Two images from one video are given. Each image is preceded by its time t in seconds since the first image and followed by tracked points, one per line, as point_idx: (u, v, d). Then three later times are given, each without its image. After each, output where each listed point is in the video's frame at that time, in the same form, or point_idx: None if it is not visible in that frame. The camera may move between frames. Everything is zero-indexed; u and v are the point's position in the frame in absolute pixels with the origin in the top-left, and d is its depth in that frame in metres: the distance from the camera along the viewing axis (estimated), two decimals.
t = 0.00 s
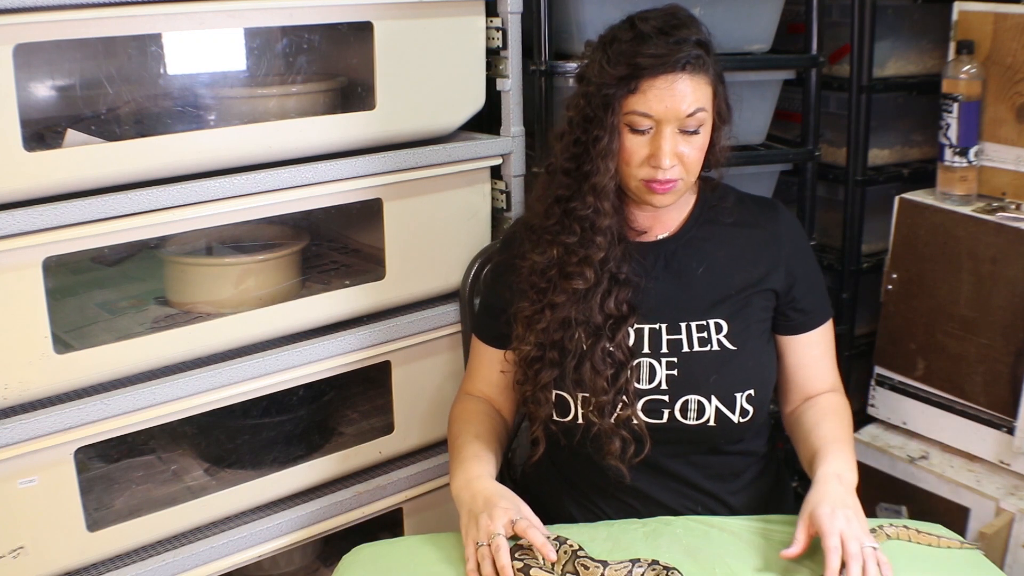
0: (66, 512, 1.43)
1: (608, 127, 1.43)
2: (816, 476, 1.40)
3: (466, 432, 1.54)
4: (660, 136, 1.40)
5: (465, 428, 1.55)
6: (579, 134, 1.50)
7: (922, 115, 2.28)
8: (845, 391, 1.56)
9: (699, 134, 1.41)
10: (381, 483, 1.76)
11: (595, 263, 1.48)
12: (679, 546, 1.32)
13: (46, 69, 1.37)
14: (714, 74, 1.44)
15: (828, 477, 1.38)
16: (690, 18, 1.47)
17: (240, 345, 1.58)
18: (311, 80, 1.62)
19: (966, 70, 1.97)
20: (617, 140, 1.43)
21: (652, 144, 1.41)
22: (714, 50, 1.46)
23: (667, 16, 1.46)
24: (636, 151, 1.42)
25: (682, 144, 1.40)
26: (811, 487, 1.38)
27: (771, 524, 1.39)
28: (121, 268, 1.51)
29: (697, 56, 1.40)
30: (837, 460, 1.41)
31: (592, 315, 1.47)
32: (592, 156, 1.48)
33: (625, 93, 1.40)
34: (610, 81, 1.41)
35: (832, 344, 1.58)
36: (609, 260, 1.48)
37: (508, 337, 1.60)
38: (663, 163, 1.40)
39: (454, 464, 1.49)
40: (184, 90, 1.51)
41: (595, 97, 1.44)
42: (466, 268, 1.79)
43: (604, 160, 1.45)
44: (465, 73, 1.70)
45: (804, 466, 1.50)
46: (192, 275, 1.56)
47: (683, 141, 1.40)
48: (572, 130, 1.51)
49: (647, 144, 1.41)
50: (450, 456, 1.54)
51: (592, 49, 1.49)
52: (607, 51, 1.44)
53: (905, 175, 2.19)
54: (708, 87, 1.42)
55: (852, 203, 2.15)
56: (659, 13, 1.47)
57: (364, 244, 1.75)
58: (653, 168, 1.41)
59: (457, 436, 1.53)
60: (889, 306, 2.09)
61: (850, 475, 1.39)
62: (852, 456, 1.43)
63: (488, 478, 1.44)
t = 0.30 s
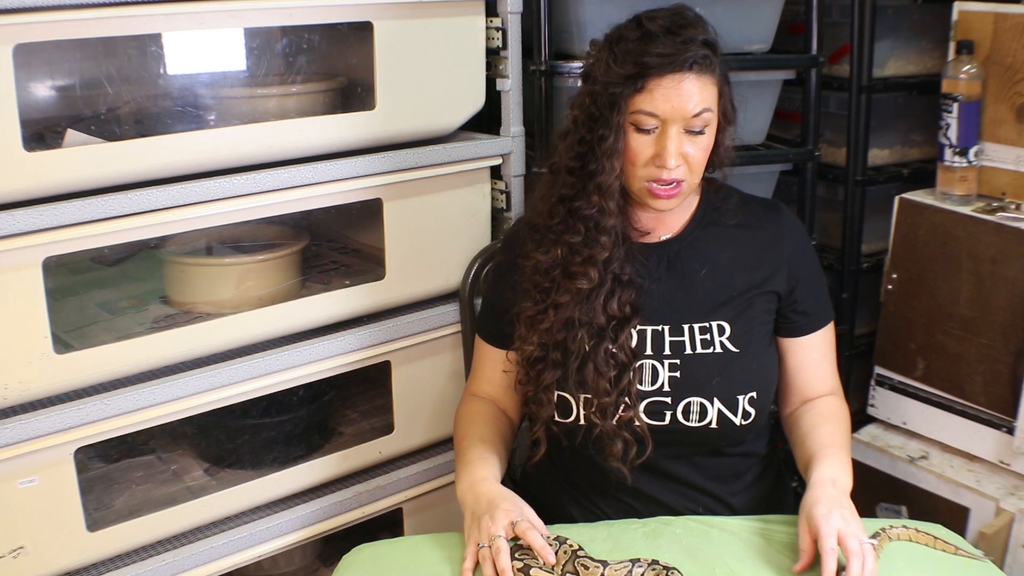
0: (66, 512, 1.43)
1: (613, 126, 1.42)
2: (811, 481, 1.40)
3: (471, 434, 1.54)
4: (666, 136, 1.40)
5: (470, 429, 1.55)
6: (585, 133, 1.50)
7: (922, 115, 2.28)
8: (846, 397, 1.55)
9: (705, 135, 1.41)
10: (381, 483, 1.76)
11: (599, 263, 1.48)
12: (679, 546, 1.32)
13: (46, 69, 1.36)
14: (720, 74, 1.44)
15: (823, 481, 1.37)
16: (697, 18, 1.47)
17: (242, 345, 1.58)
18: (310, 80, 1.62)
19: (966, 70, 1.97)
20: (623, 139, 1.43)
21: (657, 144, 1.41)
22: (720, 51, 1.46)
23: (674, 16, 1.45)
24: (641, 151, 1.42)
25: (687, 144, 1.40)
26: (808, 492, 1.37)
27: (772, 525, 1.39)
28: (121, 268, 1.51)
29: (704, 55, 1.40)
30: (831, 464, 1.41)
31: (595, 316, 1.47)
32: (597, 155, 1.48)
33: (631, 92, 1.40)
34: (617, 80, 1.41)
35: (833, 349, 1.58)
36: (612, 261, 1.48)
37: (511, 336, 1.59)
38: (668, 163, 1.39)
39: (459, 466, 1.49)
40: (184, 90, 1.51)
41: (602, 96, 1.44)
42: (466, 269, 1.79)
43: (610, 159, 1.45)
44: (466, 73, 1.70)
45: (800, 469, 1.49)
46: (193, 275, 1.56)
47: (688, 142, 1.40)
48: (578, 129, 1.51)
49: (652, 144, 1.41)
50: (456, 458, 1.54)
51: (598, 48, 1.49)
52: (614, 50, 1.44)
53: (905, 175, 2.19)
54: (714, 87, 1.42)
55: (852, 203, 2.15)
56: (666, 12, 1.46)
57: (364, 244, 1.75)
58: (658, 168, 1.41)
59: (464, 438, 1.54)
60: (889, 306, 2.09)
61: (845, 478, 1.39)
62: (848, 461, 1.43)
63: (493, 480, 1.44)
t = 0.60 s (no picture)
0: (66, 512, 1.43)
1: (615, 126, 1.42)
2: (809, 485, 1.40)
3: (475, 436, 1.54)
4: (668, 137, 1.40)
5: (474, 432, 1.55)
6: (587, 133, 1.50)
7: (922, 115, 2.28)
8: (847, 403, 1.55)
9: (707, 136, 1.41)
10: (382, 483, 1.76)
11: (601, 264, 1.48)
12: (679, 546, 1.32)
13: (46, 70, 1.37)
14: (722, 75, 1.44)
15: (822, 485, 1.38)
16: (699, 19, 1.47)
17: (242, 345, 1.58)
18: (310, 80, 1.62)
19: (966, 70, 1.97)
20: (625, 140, 1.43)
21: (659, 145, 1.41)
22: (723, 52, 1.46)
23: (677, 17, 1.45)
24: (643, 151, 1.42)
25: (689, 146, 1.40)
26: (806, 495, 1.37)
27: (776, 526, 1.39)
28: (121, 268, 1.51)
29: (707, 57, 1.40)
30: (831, 468, 1.41)
31: (597, 317, 1.47)
32: (599, 155, 1.48)
33: (634, 93, 1.40)
34: (619, 81, 1.41)
35: (835, 354, 1.57)
36: (614, 262, 1.48)
37: (513, 337, 1.59)
38: (671, 164, 1.39)
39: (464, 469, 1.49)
40: (184, 90, 1.51)
41: (604, 96, 1.44)
42: (466, 269, 1.79)
43: (612, 159, 1.45)
44: (466, 73, 1.70)
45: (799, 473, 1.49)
46: (193, 275, 1.56)
47: (691, 143, 1.40)
48: (580, 130, 1.51)
49: (654, 145, 1.41)
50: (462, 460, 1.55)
51: (601, 48, 1.49)
52: (617, 50, 1.44)
53: (905, 175, 2.19)
54: (717, 88, 1.42)
55: (852, 202, 2.15)
56: (669, 13, 1.47)
57: (364, 244, 1.75)
58: (661, 169, 1.41)
59: (469, 441, 1.54)
60: (889, 306, 2.09)
61: (844, 483, 1.39)
62: (847, 465, 1.43)
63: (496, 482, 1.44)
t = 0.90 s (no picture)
0: (66, 513, 1.43)
1: (615, 126, 1.42)
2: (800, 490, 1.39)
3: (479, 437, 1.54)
4: (667, 137, 1.40)
5: (478, 433, 1.55)
6: (587, 133, 1.50)
7: (922, 115, 2.28)
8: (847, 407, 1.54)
9: (706, 136, 1.41)
10: (382, 483, 1.76)
11: (601, 264, 1.48)
12: (679, 546, 1.32)
13: (46, 69, 1.36)
14: (722, 75, 1.44)
15: (812, 491, 1.37)
16: (700, 19, 1.47)
17: (242, 346, 1.58)
18: (310, 80, 1.62)
19: (966, 70, 1.97)
20: (625, 139, 1.43)
21: (659, 145, 1.41)
22: (723, 52, 1.46)
23: (677, 17, 1.45)
24: (643, 152, 1.42)
25: (689, 146, 1.40)
26: (795, 500, 1.37)
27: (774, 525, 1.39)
28: (121, 268, 1.51)
29: (707, 56, 1.40)
30: (823, 475, 1.41)
31: (597, 318, 1.47)
32: (599, 155, 1.48)
33: (634, 92, 1.40)
34: (619, 80, 1.41)
35: (835, 356, 1.57)
36: (615, 263, 1.48)
37: (513, 336, 1.59)
38: (670, 164, 1.39)
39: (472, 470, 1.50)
40: (184, 90, 1.51)
41: (604, 96, 1.44)
42: (466, 269, 1.79)
43: (611, 159, 1.45)
44: (466, 73, 1.70)
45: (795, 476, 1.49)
46: (192, 275, 1.56)
47: (690, 143, 1.40)
48: (580, 129, 1.51)
49: (654, 145, 1.41)
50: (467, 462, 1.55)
51: (601, 48, 1.49)
52: (617, 50, 1.44)
53: (905, 175, 2.19)
54: (717, 88, 1.42)
55: (852, 203, 2.15)
56: (669, 13, 1.46)
57: (364, 244, 1.75)
58: (660, 169, 1.41)
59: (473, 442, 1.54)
60: (889, 306, 2.09)
61: (835, 491, 1.38)
62: (841, 472, 1.42)
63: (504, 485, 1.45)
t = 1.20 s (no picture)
0: (66, 512, 1.43)
1: (614, 124, 1.42)
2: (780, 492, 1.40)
3: (489, 440, 1.56)
4: (666, 136, 1.40)
5: (486, 436, 1.56)
6: (586, 131, 1.49)
7: (922, 115, 2.28)
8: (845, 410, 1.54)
9: (705, 135, 1.41)
10: (382, 483, 1.76)
11: (601, 263, 1.48)
12: (679, 545, 1.32)
13: (46, 69, 1.36)
14: (721, 74, 1.44)
15: (792, 494, 1.37)
16: (699, 19, 1.47)
17: (242, 346, 1.58)
18: (310, 80, 1.62)
19: (966, 70, 1.97)
20: (623, 138, 1.43)
21: (657, 144, 1.41)
22: (723, 51, 1.46)
23: (676, 15, 1.45)
24: (642, 150, 1.42)
25: (688, 145, 1.40)
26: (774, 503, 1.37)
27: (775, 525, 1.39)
28: (121, 268, 1.51)
29: (706, 55, 1.40)
30: (806, 479, 1.40)
31: (597, 317, 1.47)
32: (598, 153, 1.48)
33: (632, 90, 1.40)
34: (618, 78, 1.41)
35: (835, 357, 1.56)
36: (615, 263, 1.48)
37: (513, 335, 1.59)
38: (669, 163, 1.39)
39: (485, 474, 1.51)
40: (184, 90, 1.51)
41: (603, 95, 1.44)
42: (465, 268, 1.79)
43: (610, 158, 1.45)
44: (465, 73, 1.70)
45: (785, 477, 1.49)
46: (192, 275, 1.56)
47: (689, 142, 1.40)
48: (579, 128, 1.51)
49: (653, 144, 1.41)
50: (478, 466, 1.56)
51: (600, 46, 1.49)
52: (616, 48, 1.44)
53: (905, 174, 2.19)
54: (716, 87, 1.42)
55: (852, 203, 2.15)
56: (668, 12, 1.47)
57: (364, 244, 1.75)
58: (658, 167, 1.41)
59: (484, 446, 1.55)
60: (889, 307, 2.09)
61: (816, 495, 1.38)
62: (825, 476, 1.42)
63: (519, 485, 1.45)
